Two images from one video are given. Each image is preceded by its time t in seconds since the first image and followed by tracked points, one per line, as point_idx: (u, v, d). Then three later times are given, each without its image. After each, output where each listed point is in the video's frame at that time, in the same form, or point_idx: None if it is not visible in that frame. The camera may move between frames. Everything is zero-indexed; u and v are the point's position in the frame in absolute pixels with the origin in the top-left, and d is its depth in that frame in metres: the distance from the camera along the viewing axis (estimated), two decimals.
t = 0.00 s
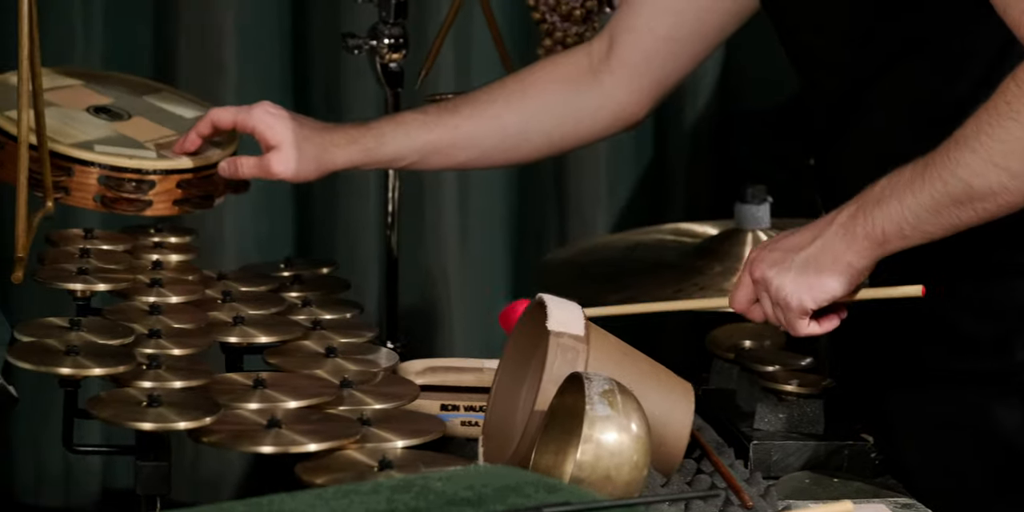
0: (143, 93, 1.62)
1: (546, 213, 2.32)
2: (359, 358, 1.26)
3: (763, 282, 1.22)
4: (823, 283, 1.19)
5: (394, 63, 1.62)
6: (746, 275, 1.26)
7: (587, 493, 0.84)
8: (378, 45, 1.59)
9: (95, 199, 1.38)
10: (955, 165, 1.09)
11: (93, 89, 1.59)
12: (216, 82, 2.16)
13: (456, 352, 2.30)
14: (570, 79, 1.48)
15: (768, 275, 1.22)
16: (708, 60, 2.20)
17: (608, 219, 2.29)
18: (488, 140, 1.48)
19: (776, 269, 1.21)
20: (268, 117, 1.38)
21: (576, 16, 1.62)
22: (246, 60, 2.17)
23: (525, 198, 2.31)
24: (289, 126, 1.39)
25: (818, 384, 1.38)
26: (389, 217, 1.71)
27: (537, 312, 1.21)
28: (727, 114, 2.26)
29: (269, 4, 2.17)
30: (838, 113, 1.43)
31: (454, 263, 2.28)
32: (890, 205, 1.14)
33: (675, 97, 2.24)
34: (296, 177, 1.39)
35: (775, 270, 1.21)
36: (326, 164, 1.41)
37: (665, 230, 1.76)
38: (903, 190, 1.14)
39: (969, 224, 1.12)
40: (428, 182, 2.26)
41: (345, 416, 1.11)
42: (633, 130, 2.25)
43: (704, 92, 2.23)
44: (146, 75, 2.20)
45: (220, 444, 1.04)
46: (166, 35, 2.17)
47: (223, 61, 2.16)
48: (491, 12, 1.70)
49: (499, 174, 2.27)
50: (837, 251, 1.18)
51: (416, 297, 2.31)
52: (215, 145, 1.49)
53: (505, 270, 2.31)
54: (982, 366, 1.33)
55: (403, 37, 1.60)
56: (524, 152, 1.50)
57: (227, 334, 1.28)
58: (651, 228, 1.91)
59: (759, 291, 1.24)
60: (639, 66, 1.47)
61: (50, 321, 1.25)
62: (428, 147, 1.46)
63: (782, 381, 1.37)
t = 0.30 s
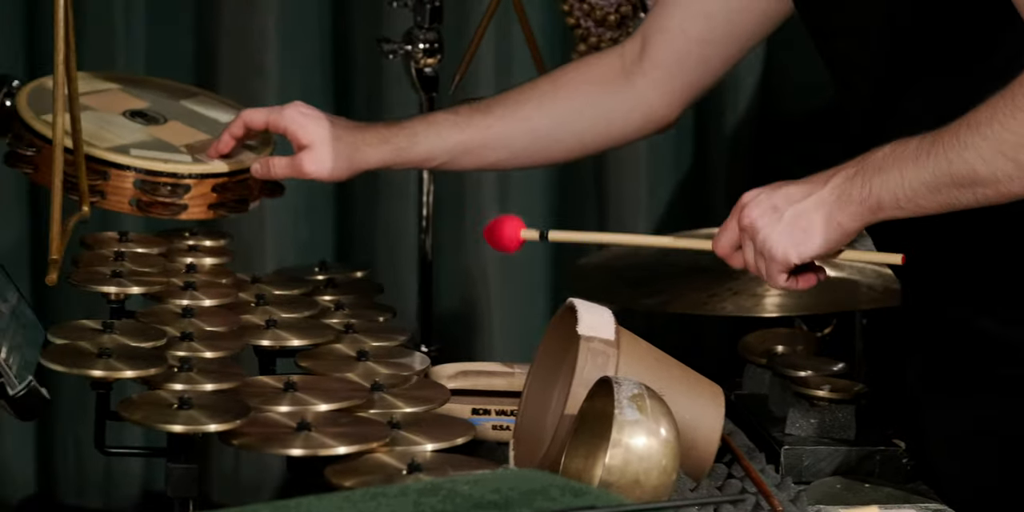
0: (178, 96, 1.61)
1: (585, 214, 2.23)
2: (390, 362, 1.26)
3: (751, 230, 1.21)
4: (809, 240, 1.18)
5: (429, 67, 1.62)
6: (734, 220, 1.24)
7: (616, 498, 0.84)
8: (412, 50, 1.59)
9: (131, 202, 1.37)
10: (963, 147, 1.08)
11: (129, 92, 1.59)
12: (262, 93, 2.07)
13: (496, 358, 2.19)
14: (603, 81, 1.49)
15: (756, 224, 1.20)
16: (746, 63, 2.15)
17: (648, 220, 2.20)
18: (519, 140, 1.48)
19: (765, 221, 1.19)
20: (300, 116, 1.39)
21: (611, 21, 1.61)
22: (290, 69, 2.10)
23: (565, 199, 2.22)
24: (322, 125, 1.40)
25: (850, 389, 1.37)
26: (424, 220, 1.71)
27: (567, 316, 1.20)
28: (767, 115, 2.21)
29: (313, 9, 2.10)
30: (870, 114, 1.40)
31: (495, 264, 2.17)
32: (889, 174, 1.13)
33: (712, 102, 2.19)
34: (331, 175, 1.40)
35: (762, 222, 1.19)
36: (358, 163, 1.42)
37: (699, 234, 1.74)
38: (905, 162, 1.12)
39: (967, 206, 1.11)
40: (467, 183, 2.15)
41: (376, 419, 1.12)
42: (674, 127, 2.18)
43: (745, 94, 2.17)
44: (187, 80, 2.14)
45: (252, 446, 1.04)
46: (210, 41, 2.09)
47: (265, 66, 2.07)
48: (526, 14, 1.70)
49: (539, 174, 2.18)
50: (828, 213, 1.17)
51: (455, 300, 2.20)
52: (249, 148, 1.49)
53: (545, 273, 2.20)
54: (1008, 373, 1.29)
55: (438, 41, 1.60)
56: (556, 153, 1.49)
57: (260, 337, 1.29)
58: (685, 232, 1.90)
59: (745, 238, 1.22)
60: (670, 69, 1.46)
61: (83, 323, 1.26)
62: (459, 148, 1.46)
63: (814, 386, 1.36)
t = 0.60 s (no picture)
0: (220, 99, 1.62)
1: (628, 215, 2.21)
2: (429, 365, 1.26)
3: (781, 199, 1.15)
4: (840, 220, 1.13)
5: (469, 71, 1.61)
6: (762, 183, 1.18)
7: (651, 500, 0.83)
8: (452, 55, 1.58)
9: (171, 204, 1.36)
10: (1006, 143, 1.07)
11: (172, 96, 1.60)
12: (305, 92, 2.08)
13: (540, 360, 2.19)
14: (640, 84, 1.46)
15: (789, 194, 1.14)
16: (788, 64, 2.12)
17: (692, 221, 2.17)
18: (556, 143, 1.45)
19: (798, 192, 1.13)
20: (338, 106, 1.39)
21: (649, 25, 1.60)
22: (335, 68, 2.09)
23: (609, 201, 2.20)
24: (363, 116, 1.41)
25: (889, 394, 1.35)
26: (463, 225, 1.71)
27: (604, 320, 1.20)
28: (812, 120, 2.16)
29: (357, 10, 2.09)
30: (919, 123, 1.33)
31: (537, 266, 2.16)
32: (929, 163, 1.11)
33: (754, 108, 2.17)
34: (371, 165, 1.40)
35: (795, 193, 1.13)
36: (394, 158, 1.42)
37: (740, 239, 1.70)
38: (945, 151, 1.10)
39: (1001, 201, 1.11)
40: (510, 183, 2.14)
41: (412, 421, 1.12)
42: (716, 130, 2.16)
43: (787, 100, 2.14)
44: (232, 82, 2.13)
45: (288, 448, 1.04)
46: (253, 42, 2.09)
47: (308, 67, 2.08)
48: (565, 21, 1.70)
49: (582, 173, 2.15)
50: (861, 195, 1.13)
51: (496, 306, 2.19)
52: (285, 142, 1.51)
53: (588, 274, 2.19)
54: None
55: (477, 45, 1.59)
56: (594, 153, 1.46)
57: (297, 340, 1.29)
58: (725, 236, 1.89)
59: (774, 205, 1.16)
60: (709, 71, 1.44)
61: (122, 325, 1.26)
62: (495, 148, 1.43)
63: (851, 390, 1.35)
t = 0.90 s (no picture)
0: (254, 103, 1.62)
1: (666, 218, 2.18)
2: (461, 369, 1.26)
3: (852, 247, 1.13)
4: (913, 266, 1.11)
5: (503, 76, 1.59)
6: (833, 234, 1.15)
7: (680, 504, 0.83)
8: (486, 59, 1.56)
9: (206, 207, 1.36)
10: None
11: (208, 99, 1.60)
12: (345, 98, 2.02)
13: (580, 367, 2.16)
14: (676, 96, 1.43)
15: (857, 243, 1.12)
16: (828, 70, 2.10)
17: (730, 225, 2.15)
18: (589, 151, 1.43)
19: (867, 241, 1.11)
20: (377, 108, 1.34)
21: (685, 31, 1.59)
22: (374, 71, 2.05)
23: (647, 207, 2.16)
24: (400, 118, 1.35)
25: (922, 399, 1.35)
26: (496, 229, 1.70)
27: (636, 323, 1.21)
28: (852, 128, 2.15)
29: (397, 14, 2.05)
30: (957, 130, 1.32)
31: (577, 272, 2.13)
32: (995, 197, 1.07)
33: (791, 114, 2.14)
34: (406, 169, 1.35)
35: (863, 242, 1.11)
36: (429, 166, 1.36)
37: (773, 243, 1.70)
38: (1010, 185, 1.07)
39: None
40: (548, 191, 2.11)
41: (443, 424, 1.12)
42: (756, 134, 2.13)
43: (826, 106, 2.12)
44: (270, 86, 2.08)
45: (318, 450, 1.04)
46: (292, 43, 2.04)
47: (348, 72, 2.03)
48: (600, 26, 1.69)
49: (622, 181, 2.12)
50: (930, 238, 1.10)
51: (535, 309, 2.15)
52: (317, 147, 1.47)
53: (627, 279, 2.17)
54: None
55: (512, 50, 1.57)
56: (629, 163, 1.45)
57: (330, 343, 1.29)
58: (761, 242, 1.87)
59: (845, 253, 1.14)
60: (746, 79, 1.41)
61: (154, 327, 1.26)
62: (531, 158, 1.42)
63: (884, 395, 1.34)
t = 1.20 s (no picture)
0: (282, 108, 1.62)
1: (697, 220, 2.15)
2: (486, 374, 1.26)
3: (880, 280, 1.19)
4: (937, 284, 1.16)
5: (531, 81, 1.58)
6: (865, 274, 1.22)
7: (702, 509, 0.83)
8: (514, 64, 1.55)
9: (234, 213, 1.33)
10: None
11: (235, 104, 1.60)
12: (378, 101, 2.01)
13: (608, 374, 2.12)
14: (699, 101, 1.43)
15: (883, 271, 1.18)
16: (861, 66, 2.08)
17: (760, 231, 2.13)
18: (613, 156, 1.43)
19: (891, 267, 1.18)
20: (398, 130, 1.34)
21: (713, 36, 1.58)
22: (407, 77, 2.02)
23: (678, 214, 2.14)
24: (422, 139, 1.35)
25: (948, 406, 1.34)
26: (523, 234, 1.69)
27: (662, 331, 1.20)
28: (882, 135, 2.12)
29: (430, 18, 2.02)
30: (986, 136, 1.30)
31: (607, 279, 2.09)
32: (1010, 209, 1.14)
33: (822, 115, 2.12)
34: (431, 187, 1.35)
35: (888, 267, 1.18)
36: (456, 175, 1.36)
37: (802, 250, 1.69)
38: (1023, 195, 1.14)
39: None
40: (578, 198, 2.06)
41: (467, 429, 1.11)
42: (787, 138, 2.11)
43: (860, 109, 2.11)
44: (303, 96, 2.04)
45: (341, 453, 1.04)
46: (323, 48, 2.01)
47: (380, 76, 2.00)
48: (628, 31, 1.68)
49: (652, 188, 2.10)
50: (952, 256, 1.16)
51: (566, 314, 2.10)
52: (350, 160, 1.45)
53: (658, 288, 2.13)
54: None
55: (540, 55, 1.56)
56: (653, 171, 1.44)
57: (356, 348, 1.29)
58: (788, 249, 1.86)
59: (877, 290, 1.20)
60: (771, 84, 1.41)
61: (179, 331, 1.25)
62: (558, 164, 1.42)
63: (911, 402, 1.34)
